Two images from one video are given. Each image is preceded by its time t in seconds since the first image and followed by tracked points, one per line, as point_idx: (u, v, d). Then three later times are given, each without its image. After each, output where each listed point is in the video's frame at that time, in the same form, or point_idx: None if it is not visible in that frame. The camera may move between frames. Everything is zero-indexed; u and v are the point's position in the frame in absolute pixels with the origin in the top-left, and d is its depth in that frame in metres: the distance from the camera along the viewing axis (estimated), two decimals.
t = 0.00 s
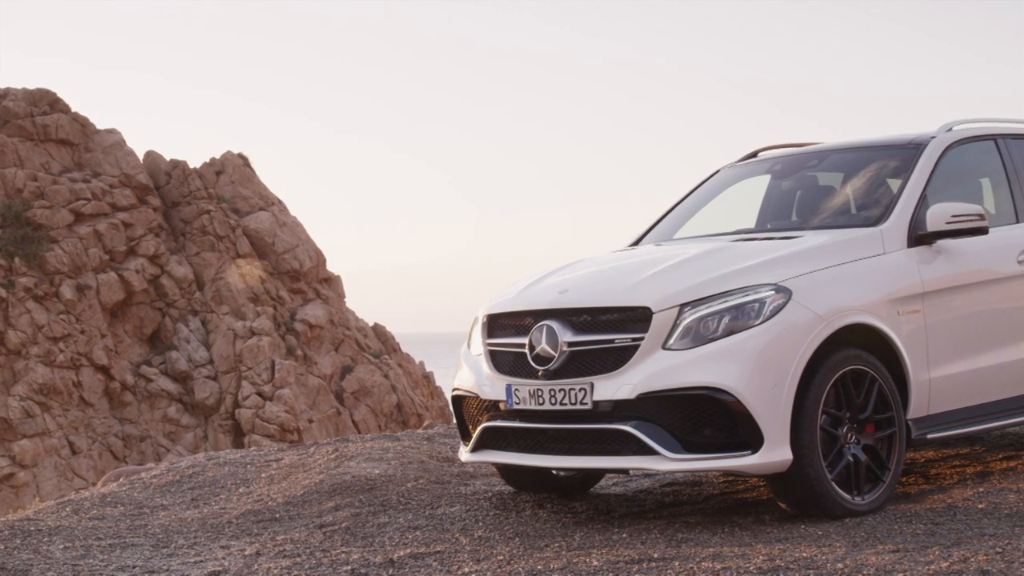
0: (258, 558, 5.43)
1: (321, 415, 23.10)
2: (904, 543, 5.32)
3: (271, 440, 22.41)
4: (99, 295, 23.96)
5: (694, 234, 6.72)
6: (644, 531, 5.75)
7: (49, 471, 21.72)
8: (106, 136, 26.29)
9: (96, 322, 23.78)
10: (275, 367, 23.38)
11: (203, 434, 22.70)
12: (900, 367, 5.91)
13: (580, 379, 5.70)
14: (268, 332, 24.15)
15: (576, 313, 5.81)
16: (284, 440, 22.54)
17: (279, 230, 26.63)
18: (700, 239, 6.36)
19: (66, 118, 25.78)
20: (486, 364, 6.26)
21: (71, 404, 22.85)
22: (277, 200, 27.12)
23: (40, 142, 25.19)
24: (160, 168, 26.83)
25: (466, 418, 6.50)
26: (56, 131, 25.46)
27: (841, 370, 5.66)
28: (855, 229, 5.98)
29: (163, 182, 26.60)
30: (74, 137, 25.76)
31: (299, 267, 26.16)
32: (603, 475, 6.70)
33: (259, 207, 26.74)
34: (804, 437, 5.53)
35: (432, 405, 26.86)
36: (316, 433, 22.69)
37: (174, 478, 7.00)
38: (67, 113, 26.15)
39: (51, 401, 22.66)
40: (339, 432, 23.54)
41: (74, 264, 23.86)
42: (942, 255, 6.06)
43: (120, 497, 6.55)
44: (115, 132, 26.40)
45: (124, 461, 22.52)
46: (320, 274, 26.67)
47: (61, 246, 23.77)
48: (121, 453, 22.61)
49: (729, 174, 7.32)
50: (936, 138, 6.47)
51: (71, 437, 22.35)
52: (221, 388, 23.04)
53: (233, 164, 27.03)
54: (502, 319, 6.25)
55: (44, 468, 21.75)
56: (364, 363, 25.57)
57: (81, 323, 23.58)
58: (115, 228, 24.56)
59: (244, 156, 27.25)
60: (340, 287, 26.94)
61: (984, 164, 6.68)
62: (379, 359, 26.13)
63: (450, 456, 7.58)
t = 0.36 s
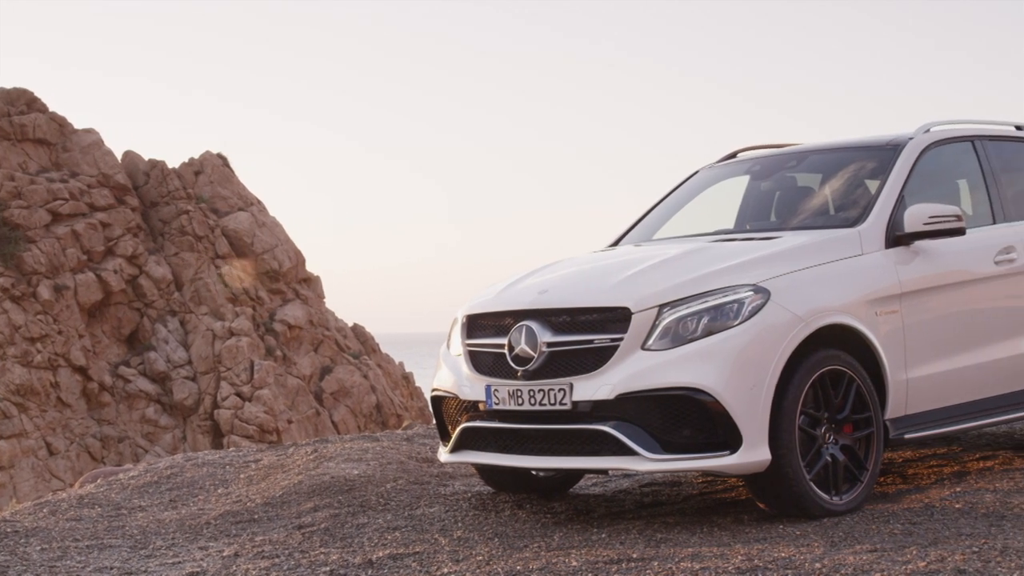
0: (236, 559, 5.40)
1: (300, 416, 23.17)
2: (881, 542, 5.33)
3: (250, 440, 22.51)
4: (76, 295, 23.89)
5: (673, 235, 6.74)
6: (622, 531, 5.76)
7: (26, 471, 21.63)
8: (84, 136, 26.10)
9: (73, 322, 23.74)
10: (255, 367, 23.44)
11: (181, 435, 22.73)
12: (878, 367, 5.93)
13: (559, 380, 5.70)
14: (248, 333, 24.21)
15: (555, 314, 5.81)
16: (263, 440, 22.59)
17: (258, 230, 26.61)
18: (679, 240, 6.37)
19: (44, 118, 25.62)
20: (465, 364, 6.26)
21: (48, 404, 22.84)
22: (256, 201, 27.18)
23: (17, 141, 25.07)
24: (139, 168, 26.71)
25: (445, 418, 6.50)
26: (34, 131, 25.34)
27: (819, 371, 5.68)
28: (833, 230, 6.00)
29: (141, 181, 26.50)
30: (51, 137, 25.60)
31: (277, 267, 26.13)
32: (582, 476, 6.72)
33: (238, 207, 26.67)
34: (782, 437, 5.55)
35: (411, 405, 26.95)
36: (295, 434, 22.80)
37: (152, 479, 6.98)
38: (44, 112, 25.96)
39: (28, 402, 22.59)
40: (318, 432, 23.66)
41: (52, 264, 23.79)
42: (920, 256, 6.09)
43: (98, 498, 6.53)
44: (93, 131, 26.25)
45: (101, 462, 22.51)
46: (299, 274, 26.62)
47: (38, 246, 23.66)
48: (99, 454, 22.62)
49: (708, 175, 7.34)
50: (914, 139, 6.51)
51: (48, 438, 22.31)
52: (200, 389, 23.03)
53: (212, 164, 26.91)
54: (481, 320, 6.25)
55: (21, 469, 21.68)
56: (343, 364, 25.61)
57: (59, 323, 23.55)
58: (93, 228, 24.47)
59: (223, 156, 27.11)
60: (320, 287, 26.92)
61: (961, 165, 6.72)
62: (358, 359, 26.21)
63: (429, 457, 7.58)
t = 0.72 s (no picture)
0: (214, 560, 5.37)
1: (280, 416, 23.12)
2: (859, 542, 5.34)
3: (229, 441, 22.37)
4: (54, 296, 23.92)
5: (653, 235, 6.77)
6: (602, 531, 5.76)
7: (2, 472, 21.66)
8: (61, 136, 26.02)
9: (51, 323, 23.75)
10: (233, 368, 23.37)
11: (160, 436, 22.59)
12: (856, 368, 5.95)
13: (538, 380, 5.70)
14: (226, 333, 24.12)
15: (535, 314, 5.81)
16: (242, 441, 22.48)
17: (237, 230, 26.56)
18: (658, 241, 6.39)
19: (21, 117, 25.53)
20: (444, 364, 6.25)
21: (25, 406, 22.84)
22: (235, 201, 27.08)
23: None
24: (116, 168, 26.67)
25: (425, 418, 6.49)
26: (11, 131, 25.23)
27: (797, 371, 5.70)
28: (811, 230, 6.02)
29: (119, 181, 26.47)
30: (28, 136, 25.49)
31: (257, 268, 25.93)
32: (561, 477, 6.75)
33: (217, 207, 26.63)
34: (761, 437, 5.56)
35: (391, 405, 26.96)
36: (274, 434, 22.68)
37: (131, 480, 6.96)
38: (22, 112, 25.85)
39: (5, 403, 22.66)
40: (297, 433, 23.59)
41: (29, 264, 23.71)
42: (898, 256, 6.11)
43: (76, 499, 6.51)
44: (70, 131, 26.16)
45: (79, 463, 22.45)
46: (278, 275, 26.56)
47: (15, 247, 23.58)
48: (76, 455, 22.57)
49: (686, 175, 7.38)
50: (891, 140, 6.54)
51: (26, 439, 22.30)
52: (179, 389, 22.96)
53: (190, 163, 26.88)
54: (460, 320, 6.25)
55: None
56: (322, 364, 25.62)
57: (36, 323, 23.59)
58: (70, 228, 24.50)
59: (202, 156, 27.07)
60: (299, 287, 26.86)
61: (938, 167, 6.75)
62: (337, 360, 26.22)
63: (409, 457, 7.59)
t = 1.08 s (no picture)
0: (192, 561, 5.35)
1: (258, 417, 23.13)
2: (836, 543, 5.36)
3: (208, 443, 22.37)
4: (31, 297, 23.85)
5: (633, 236, 6.78)
6: (581, 532, 5.77)
7: None
8: (39, 135, 25.83)
9: (28, 323, 23.61)
10: (212, 368, 23.39)
11: (138, 437, 22.61)
12: (834, 368, 5.97)
13: (517, 380, 5.70)
14: (205, 334, 24.16)
15: (515, 315, 5.81)
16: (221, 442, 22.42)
17: (216, 231, 26.34)
18: (638, 241, 6.41)
19: None
20: (423, 365, 6.25)
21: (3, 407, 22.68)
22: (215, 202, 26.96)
23: None
24: (94, 168, 26.63)
25: (404, 419, 6.49)
26: None
27: (776, 371, 5.71)
28: (790, 231, 6.05)
29: (97, 181, 26.41)
30: (5, 136, 25.27)
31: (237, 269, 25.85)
32: (540, 477, 6.76)
33: (196, 207, 26.53)
34: (739, 437, 5.57)
35: (370, 406, 26.98)
36: (253, 435, 22.64)
37: (108, 481, 6.94)
38: None
39: None
40: (276, 433, 23.53)
41: (5, 264, 23.65)
42: (876, 257, 6.14)
43: (52, 501, 6.48)
44: (48, 130, 26.02)
45: (56, 464, 22.29)
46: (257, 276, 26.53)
47: None
48: (53, 457, 22.38)
49: (666, 176, 7.40)
50: (869, 141, 6.57)
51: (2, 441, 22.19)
52: (157, 390, 22.93)
53: (168, 164, 26.67)
54: (440, 321, 6.25)
55: None
56: (301, 365, 25.49)
57: (13, 324, 23.43)
58: (48, 228, 24.48)
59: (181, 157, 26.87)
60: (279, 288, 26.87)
61: (915, 168, 6.79)
62: (317, 360, 26.21)
63: (388, 458, 7.60)
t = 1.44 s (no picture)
0: (172, 563, 5.32)
1: (239, 418, 23.01)
2: (816, 542, 5.37)
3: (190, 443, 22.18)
4: (10, 297, 23.74)
5: (614, 236, 6.80)
6: (562, 532, 5.77)
7: None
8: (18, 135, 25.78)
9: (7, 324, 23.52)
10: (193, 368, 23.26)
11: (118, 438, 22.48)
12: (814, 369, 5.99)
13: (498, 381, 5.70)
14: (186, 334, 24.06)
15: (496, 315, 5.81)
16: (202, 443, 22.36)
17: (196, 231, 26.46)
18: (620, 242, 6.42)
19: None
20: (404, 365, 6.25)
21: None
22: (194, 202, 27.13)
23: None
24: (74, 168, 26.55)
25: (385, 419, 6.49)
26: None
27: (756, 371, 5.73)
28: (770, 232, 6.06)
29: (77, 181, 26.35)
30: None
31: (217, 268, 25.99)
32: (521, 477, 6.77)
33: (175, 207, 26.57)
34: (720, 437, 5.58)
35: (351, 406, 26.99)
36: (234, 436, 22.56)
37: (87, 482, 6.91)
38: None
39: None
40: (257, 434, 23.45)
41: None
42: (856, 258, 6.16)
43: (31, 502, 6.45)
44: (27, 130, 25.87)
45: (35, 466, 22.13)
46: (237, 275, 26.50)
47: None
48: (33, 458, 22.24)
49: (647, 177, 7.42)
50: (849, 143, 6.60)
51: None
52: (137, 391, 22.89)
53: (148, 164, 26.75)
54: (421, 321, 6.25)
55: None
56: (282, 366, 25.45)
57: None
58: (27, 228, 24.35)
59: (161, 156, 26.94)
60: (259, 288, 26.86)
61: (895, 169, 6.82)
62: (298, 360, 26.18)
63: (368, 459, 7.60)
